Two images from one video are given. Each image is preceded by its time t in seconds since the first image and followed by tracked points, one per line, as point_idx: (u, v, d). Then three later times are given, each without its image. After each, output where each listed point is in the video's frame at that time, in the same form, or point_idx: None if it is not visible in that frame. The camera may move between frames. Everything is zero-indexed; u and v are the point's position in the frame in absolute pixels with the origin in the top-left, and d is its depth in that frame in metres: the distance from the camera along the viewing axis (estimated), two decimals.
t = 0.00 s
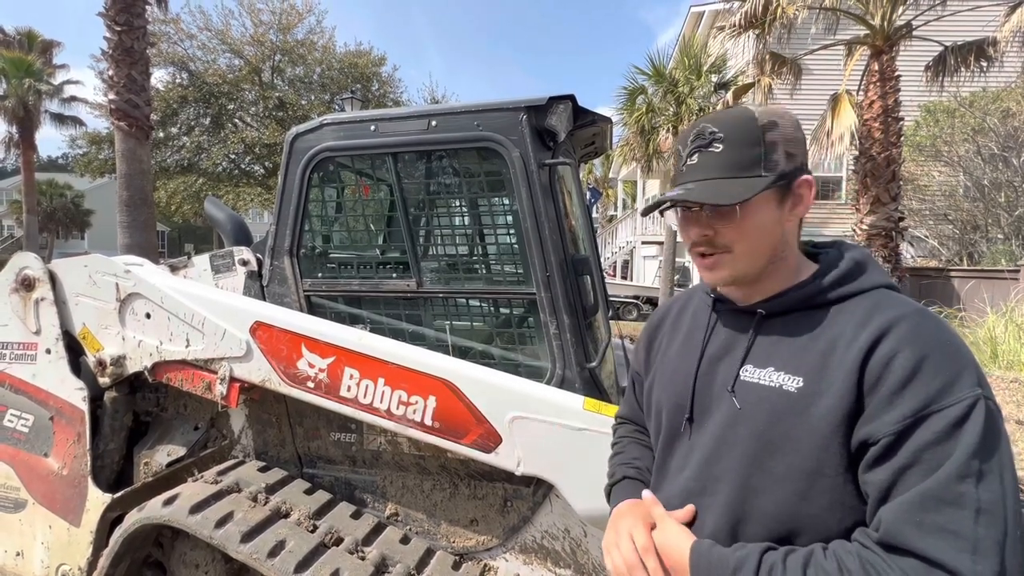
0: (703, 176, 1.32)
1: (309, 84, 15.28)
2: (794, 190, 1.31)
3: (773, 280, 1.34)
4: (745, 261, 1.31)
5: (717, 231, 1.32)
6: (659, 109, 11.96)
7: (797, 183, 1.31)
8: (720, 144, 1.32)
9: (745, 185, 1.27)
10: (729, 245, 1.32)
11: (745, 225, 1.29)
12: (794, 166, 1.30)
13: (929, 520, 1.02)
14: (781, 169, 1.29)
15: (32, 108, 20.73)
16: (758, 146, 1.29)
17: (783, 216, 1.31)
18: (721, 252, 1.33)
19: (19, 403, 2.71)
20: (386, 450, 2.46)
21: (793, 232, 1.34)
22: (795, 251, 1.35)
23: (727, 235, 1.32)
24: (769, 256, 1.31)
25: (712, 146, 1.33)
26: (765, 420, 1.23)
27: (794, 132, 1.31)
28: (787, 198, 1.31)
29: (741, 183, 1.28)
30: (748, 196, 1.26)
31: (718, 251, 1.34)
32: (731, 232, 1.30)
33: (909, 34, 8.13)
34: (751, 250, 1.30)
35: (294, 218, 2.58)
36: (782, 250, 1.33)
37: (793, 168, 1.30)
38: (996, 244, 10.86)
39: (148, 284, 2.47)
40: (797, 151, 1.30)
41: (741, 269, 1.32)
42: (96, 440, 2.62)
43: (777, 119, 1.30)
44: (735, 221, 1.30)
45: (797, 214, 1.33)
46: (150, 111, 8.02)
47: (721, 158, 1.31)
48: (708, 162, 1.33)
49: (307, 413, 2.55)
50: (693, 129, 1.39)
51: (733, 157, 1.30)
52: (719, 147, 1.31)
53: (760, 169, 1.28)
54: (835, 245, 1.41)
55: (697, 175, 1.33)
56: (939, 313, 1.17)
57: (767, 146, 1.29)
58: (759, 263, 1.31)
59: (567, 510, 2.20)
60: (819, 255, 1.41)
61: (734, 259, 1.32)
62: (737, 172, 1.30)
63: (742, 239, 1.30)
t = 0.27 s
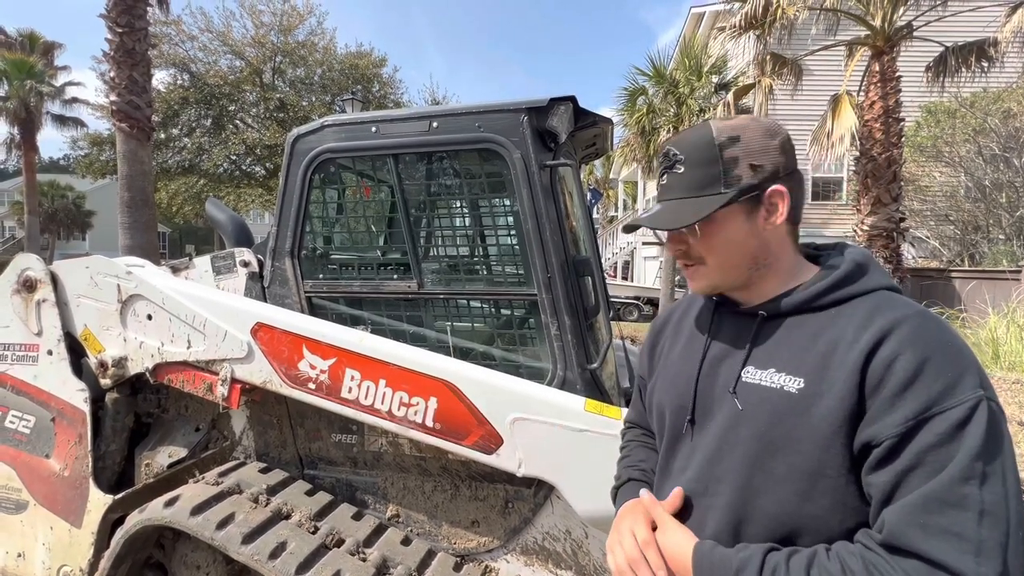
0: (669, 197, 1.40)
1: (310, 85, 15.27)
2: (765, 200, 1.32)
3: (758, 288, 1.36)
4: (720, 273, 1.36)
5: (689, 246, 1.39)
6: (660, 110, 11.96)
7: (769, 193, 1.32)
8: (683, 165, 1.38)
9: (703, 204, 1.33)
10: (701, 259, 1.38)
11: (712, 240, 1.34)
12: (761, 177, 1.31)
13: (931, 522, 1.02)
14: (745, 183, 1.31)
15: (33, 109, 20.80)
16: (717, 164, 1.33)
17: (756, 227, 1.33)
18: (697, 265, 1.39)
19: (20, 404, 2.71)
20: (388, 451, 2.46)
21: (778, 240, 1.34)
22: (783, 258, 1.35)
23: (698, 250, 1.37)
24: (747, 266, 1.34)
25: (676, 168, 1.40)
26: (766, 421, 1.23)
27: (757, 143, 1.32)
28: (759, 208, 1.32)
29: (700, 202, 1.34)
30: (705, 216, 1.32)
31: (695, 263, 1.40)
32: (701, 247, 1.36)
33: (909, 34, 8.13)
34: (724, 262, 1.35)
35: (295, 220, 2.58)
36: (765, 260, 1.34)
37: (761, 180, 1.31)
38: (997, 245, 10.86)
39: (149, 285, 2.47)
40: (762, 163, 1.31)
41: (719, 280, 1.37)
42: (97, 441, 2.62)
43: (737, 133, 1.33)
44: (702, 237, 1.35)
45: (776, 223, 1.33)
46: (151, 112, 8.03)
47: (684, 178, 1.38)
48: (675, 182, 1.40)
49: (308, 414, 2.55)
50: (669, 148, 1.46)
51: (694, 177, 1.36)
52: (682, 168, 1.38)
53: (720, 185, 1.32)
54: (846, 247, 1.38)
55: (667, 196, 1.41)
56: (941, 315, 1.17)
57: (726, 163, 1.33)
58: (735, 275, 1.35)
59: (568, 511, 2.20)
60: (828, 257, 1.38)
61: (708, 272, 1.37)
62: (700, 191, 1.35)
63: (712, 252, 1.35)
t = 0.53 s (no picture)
0: (674, 196, 1.40)
1: (310, 86, 15.26)
2: (769, 200, 1.33)
3: (762, 288, 1.36)
4: (726, 272, 1.36)
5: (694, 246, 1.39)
6: (660, 110, 11.96)
7: (771, 192, 1.32)
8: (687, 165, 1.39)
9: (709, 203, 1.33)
10: (706, 257, 1.37)
11: (716, 238, 1.34)
12: (765, 177, 1.32)
13: (930, 530, 1.02)
14: (748, 182, 1.32)
15: (35, 110, 20.91)
16: (720, 163, 1.34)
17: (759, 226, 1.33)
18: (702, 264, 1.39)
19: (22, 405, 2.71)
20: (388, 452, 2.46)
21: (782, 239, 1.34)
22: (788, 257, 1.36)
23: (702, 249, 1.37)
24: (751, 265, 1.34)
25: (681, 167, 1.40)
26: (765, 422, 1.23)
27: (762, 142, 1.33)
28: (761, 207, 1.32)
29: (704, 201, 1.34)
30: (711, 214, 1.32)
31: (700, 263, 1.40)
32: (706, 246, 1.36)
33: (910, 35, 8.13)
34: (730, 260, 1.35)
35: (296, 220, 2.58)
36: (769, 259, 1.34)
37: (764, 179, 1.32)
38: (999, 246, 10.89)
39: (150, 286, 2.47)
40: (765, 162, 1.32)
41: (723, 279, 1.37)
42: (99, 441, 2.63)
43: (741, 133, 1.33)
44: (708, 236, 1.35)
45: (780, 221, 1.33)
46: (152, 113, 8.05)
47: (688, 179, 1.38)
48: (679, 182, 1.40)
49: (310, 415, 2.55)
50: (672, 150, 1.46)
51: (699, 176, 1.36)
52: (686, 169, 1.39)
53: (725, 184, 1.33)
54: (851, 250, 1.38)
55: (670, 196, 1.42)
56: (944, 319, 1.18)
57: (730, 162, 1.33)
58: (740, 274, 1.35)
59: (569, 512, 2.21)
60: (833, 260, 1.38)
61: (713, 271, 1.37)
62: (705, 190, 1.35)
63: (717, 251, 1.35)
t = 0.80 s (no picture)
0: (749, 163, 1.30)
1: (311, 86, 15.26)
2: (825, 191, 1.33)
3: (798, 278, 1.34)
4: (781, 255, 1.32)
5: (755, 221, 1.32)
6: (660, 111, 11.97)
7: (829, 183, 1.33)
8: (769, 131, 1.30)
9: (797, 178, 1.27)
10: (764, 237, 1.32)
11: (782, 218, 1.30)
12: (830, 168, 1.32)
13: (936, 534, 1.02)
14: (820, 167, 1.30)
15: (36, 111, 20.95)
16: (803, 140, 1.29)
17: (814, 215, 1.33)
18: (758, 242, 1.33)
19: (23, 405, 2.72)
20: (389, 452, 2.46)
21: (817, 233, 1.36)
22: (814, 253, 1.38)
23: (765, 227, 1.31)
24: (798, 253, 1.33)
25: (759, 133, 1.30)
26: (771, 423, 1.23)
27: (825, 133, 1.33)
28: (819, 197, 1.32)
29: (788, 175, 1.27)
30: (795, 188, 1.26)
31: (751, 243, 1.34)
32: (771, 223, 1.31)
33: (910, 35, 8.14)
34: (787, 243, 1.31)
35: (297, 221, 2.59)
36: (807, 251, 1.34)
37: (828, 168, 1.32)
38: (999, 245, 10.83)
39: (152, 287, 2.48)
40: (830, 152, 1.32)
41: (774, 263, 1.32)
42: (100, 442, 2.63)
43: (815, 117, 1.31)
44: (777, 214, 1.30)
45: (826, 214, 1.34)
46: (153, 114, 8.06)
47: (769, 145, 1.29)
48: (752, 150, 1.30)
49: (311, 416, 2.55)
50: (735, 115, 1.36)
51: (781, 148, 1.28)
52: (767, 135, 1.29)
53: (805, 162, 1.28)
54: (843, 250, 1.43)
55: (742, 161, 1.31)
56: (951, 323, 1.18)
57: (810, 142, 1.29)
58: (792, 259, 1.32)
59: (570, 512, 2.21)
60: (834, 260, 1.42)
61: (769, 253, 1.32)
62: (784, 162, 1.28)
63: (779, 231, 1.31)
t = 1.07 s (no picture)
0: (806, 157, 1.27)
1: (311, 86, 15.26)
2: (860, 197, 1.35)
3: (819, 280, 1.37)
4: (815, 255, 1.31)
5: (799, 218, 1.31)
6: (660, 110, 11.98)
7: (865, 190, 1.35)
8: (827, 127, 1.28)
9: (849, 178, 1.25)
10: (805, 237, 1.31)
11: (826, 219, 1.29)
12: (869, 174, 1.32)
13: (966, 535, 1.01)
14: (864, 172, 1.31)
15: (36, 111, 20.98)
16: (857, 142, 1.29)
17: (848, 220, 1.34)
18: (796, 240, 1.31)
19: (24, 405, 2.72)
20: (390, 452, 2.47)
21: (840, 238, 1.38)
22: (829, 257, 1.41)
23: (809, 227, 1.30)
24: (826, 256, 1.34)
25: (820, 127, 1.28)
26: (788, 422, 1.23)
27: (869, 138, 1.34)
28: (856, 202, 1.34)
29: (844, 176, 1.26)
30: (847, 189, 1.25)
31: (790, 240, 1.32)
32: (813, 222, 1.30)
33: (910, 35, 8.14)
34: (822, 245, 1.31)
35: (298, 221, 2.59)
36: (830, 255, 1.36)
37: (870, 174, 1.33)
38: (998, 245, 10.75)
39: (153, 287, 2.48)
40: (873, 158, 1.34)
41: (808, 264, 1.32)
42: (101, 442, 2.64)
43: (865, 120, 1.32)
44: (820, 214, 1.29)
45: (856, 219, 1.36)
46: (153, 114, 8.06)
47: (824, 141, 1.27)
48: (808, 144, 1.28)
49: (311, 415, 2.55)
50: (789, 105, 1.33)
51: (840, 146, 1.27)
52: (825, 131, 1.27)
53: (857, 164, 1.29)
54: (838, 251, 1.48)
55: (795, 154, 1.28)
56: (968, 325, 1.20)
57: (861, 145, 1.30)
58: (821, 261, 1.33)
59: (570, 512, 2.22)
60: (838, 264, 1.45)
61: (806, 252, 1.31)
62: (837, 161, 1.26)
63: (819, 233, 1.30)
